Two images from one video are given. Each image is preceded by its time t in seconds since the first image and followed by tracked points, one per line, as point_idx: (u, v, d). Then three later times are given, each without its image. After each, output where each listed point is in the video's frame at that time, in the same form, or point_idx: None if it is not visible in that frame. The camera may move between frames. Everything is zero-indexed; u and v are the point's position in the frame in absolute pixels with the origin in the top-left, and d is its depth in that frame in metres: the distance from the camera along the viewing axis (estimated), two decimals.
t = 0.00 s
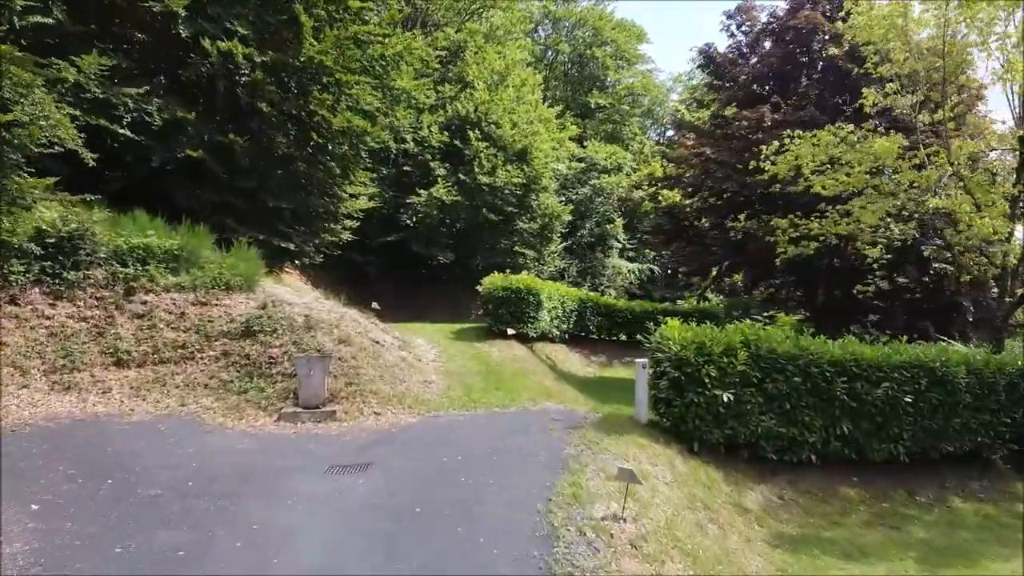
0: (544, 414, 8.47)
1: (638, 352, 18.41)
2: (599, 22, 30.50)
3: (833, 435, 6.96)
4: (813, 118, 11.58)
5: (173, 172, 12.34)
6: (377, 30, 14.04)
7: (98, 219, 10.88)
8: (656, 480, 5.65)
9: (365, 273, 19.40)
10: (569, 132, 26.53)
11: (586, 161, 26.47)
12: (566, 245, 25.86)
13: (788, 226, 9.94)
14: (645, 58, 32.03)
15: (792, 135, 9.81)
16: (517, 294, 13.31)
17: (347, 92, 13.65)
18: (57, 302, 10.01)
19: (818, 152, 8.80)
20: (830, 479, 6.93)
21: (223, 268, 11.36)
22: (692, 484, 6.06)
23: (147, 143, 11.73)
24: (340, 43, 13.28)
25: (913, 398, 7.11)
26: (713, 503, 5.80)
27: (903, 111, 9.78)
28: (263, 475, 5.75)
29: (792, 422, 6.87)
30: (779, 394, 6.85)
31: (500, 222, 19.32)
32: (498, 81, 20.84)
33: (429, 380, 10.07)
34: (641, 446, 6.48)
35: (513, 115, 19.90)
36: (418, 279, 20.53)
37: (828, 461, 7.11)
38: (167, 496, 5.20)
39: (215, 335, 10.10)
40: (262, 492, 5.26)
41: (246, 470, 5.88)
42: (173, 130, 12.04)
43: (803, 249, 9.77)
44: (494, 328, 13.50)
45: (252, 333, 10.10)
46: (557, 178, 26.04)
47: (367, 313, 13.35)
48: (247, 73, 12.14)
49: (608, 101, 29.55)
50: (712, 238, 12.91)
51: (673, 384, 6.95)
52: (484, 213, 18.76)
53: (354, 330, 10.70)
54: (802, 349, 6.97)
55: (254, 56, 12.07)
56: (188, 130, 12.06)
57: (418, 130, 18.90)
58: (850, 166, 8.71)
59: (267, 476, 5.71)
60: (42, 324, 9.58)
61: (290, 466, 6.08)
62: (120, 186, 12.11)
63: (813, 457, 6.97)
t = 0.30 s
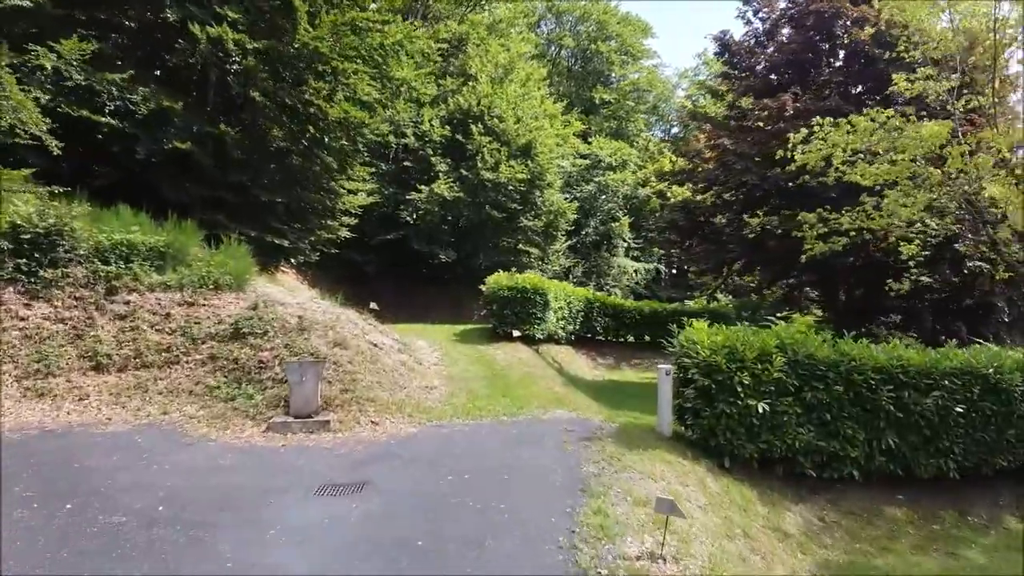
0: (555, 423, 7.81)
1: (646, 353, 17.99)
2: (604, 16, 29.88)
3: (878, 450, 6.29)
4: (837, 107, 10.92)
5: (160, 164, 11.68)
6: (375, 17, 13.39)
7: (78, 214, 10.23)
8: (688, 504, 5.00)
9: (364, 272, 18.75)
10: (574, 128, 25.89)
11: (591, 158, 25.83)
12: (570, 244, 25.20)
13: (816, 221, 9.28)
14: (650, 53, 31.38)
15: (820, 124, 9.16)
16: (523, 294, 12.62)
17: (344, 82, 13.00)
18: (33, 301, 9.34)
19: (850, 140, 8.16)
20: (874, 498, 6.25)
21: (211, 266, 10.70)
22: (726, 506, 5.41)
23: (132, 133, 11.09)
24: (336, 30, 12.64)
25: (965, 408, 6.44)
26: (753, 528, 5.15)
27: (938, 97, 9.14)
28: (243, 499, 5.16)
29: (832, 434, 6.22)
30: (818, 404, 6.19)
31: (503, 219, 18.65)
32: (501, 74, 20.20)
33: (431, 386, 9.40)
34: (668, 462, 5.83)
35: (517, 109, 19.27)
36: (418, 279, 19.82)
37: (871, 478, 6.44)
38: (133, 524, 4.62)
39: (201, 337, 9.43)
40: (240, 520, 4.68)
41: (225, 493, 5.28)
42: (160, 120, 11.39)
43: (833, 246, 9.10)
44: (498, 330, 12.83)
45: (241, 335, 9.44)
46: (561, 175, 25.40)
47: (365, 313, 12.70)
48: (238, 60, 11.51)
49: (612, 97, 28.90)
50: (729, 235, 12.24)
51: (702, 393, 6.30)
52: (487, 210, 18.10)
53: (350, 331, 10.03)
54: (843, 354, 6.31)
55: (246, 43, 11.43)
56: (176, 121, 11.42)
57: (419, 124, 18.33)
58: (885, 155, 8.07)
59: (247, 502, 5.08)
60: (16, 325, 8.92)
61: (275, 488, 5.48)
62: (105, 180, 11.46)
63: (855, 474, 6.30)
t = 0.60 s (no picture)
0: (568, 434, 7.14)
1: (654, 354, 17.39)
2: (608, 10, 29.21)
3: (933, 468, 5.61)
4: (864, 95, 10.26)
5: (145, 155, 11.03)
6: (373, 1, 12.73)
7: (55, 208, 9.55)
8: (732, 537, 4.33)
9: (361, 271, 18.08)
10: (578, 124, 25.22)
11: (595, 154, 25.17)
12: (574, 242, 24.54)
13: (847, 215, 8.61)
14: (656, 48, 30.67)
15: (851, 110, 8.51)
16: (529, 294, 11.96)
17: (339, 69, 12.37)
18: (3, 301, 8.63)
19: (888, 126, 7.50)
20: (930, 522, 5.57)
21: (197, 264, 10.03)
22: (772, 535, 4.73)
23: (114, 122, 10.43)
24: (332, 15, 12.00)
25: None
26: (804, 560, 4.48)
27: (978, 81, 8.48)
28: (217, 528, 4.55)
29: (882, 451, 5.54)
30: (867, 417, 5.52)
31: (507, 216, 17.98)
32: (504, 67, 19.57)
33: (433, 393, 8.72)
34: (701, 483, 5.15)
35: (520, 102, 18.63)
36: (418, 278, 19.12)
37: (924, 499, 5.76)
38: (83, 564, 4.01)
39: (185, 340, 8.75)
40: (208, 556, 4.06)
41: (198, 520, 4.68)
42: (144, 109, 10.73)
43: (867, 241, 8.42)
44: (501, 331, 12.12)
45: (228, 338, 8.78)
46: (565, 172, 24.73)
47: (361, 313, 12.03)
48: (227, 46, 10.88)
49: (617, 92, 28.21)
50: (747, 232, 11.55)
51: (736, 404, 5.63)
52: (490, 206, 17.45)
53: (345, 333, 9.36)
54: (893, 360, 5.65)
55: (235, 27, 10.79)
56: (162, 110, 10.77)
57: (420, 117, 17.70)
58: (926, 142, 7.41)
59: (220, 533, 4.44)
60: None
61: (255, 513, 4.85)
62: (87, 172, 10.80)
63: (908, 496, 5.62)
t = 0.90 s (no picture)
0: (583, 448, 6.45)
1: (663, 357, 16.73)
2: (613, 3, 28.50)
3: (1005, 491, 4.90)
4: (895, 81, 9.59)
5: (127, 146, 10.33)
6: None
7: (27, 201, 8.87)
8: None
9: (359, 270, 17.40)
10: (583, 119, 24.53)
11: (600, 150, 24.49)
12: (579, 241, 23.82)
13: (886, 206, 7.91)
14: (661, 42, 29.94)
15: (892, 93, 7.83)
16: (536, 294, 11.26)
17: (334, 54, 11.75)
18: None
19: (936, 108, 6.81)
20: (1001, 554, 4.86)
21: (180, 261, 9.33)
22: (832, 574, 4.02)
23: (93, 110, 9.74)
24: None
25: None
26: None
27: None
28: (181, 566, 3.84)
29: (948, 472, 4.84)
30: (931, 434, 4.82)
31: (510, 213, 17.28)
32: (508, 59, 18.89)
33: (434, 402, 8.01)
34: (744, 511, 4.46)
35: (525, 95, 17.95)
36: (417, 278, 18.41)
37: (993, 527, 5.04)
38: None
39: (165, 343, 8.05)
40: None
41: (161, 555, 3.99)
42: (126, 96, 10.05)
43: (908, 235, 7.71)
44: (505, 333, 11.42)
45: (211, 341, 8.07)
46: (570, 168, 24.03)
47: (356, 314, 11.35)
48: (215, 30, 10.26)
49: (623, 87, 27.49)
50: (769, 228, 10.85)
51: (780, 419, 4.94)
52: (493, 201, 16.70)
53: (339, 336, 8.66)
54: (958, 368, 4.95)
55: (223, 8, 10.11)
56: (144, 97, 10.08)
57: (420, 110, 17.04)
58: (979, 124, 6.71)
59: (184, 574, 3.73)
60: None
61: (229, 546, 4.14)
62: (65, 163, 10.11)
63: (976, 524, 4.91)
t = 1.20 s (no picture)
0: (602, 468, 5.74)
1: (673, 360, 16.06)
2: None
3: None
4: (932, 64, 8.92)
5: (107, 135, 9.66)
6: None
7: None
8: None
9: (357, 269, 16.70)
10: (588, 113, 23.83)
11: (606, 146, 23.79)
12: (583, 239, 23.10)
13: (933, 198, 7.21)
14: (667, 36, 29.25)
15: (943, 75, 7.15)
16: (544, 294, 10.54)
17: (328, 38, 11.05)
18: None
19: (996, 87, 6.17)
20: None
21: (159, 258, 8.61)
22: None
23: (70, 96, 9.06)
24: None
25: None
26: None
27: None
28: None
29: None
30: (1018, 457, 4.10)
31: (514, 209, 16.57)
32: (511, 50, 18.20)
33: (436, 413, 7.30)
34: (805, 552, 3.75)
35: (529, 86, 17.26)
36: (417, 277, 17.70)
37: None
38: None
39: (140, 347, 7.33)
40: None
41: None
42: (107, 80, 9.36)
43: (958, 227, 7.01)
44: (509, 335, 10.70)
45: (191, 345, 7.36)
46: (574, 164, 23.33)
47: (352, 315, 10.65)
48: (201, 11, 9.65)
49: (628, 81, 26.78)
50: (794, 223, 10.13)
51: (843, 439, 4.25)
52: (497, 197, 15.99)
53: (331, 339, 7.95)
54: None
55: None
56: (124, 82, 9.40)
57: (419, 102, 16.39)
58: None
59: None
60: None
61: None
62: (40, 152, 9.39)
63: None
